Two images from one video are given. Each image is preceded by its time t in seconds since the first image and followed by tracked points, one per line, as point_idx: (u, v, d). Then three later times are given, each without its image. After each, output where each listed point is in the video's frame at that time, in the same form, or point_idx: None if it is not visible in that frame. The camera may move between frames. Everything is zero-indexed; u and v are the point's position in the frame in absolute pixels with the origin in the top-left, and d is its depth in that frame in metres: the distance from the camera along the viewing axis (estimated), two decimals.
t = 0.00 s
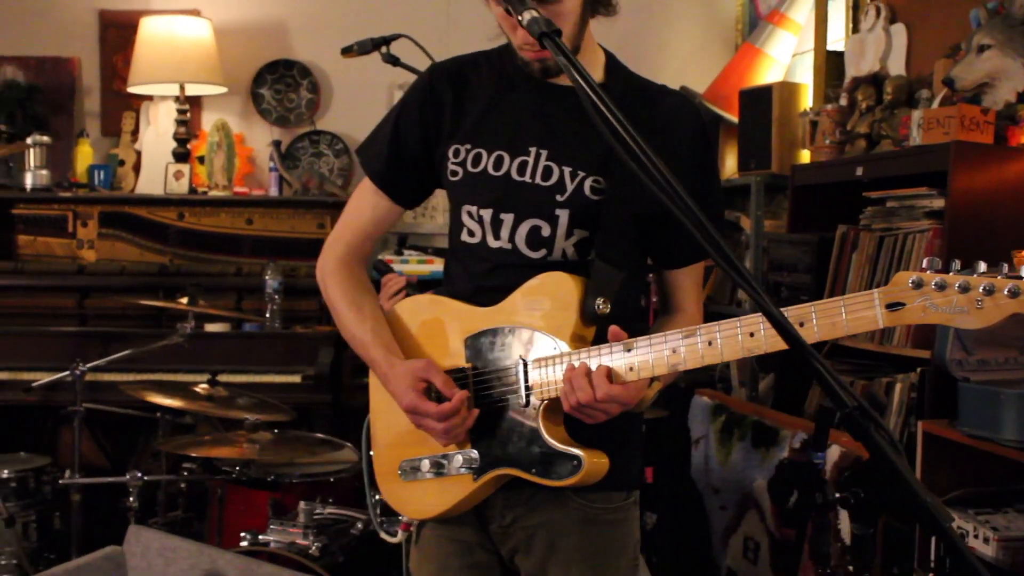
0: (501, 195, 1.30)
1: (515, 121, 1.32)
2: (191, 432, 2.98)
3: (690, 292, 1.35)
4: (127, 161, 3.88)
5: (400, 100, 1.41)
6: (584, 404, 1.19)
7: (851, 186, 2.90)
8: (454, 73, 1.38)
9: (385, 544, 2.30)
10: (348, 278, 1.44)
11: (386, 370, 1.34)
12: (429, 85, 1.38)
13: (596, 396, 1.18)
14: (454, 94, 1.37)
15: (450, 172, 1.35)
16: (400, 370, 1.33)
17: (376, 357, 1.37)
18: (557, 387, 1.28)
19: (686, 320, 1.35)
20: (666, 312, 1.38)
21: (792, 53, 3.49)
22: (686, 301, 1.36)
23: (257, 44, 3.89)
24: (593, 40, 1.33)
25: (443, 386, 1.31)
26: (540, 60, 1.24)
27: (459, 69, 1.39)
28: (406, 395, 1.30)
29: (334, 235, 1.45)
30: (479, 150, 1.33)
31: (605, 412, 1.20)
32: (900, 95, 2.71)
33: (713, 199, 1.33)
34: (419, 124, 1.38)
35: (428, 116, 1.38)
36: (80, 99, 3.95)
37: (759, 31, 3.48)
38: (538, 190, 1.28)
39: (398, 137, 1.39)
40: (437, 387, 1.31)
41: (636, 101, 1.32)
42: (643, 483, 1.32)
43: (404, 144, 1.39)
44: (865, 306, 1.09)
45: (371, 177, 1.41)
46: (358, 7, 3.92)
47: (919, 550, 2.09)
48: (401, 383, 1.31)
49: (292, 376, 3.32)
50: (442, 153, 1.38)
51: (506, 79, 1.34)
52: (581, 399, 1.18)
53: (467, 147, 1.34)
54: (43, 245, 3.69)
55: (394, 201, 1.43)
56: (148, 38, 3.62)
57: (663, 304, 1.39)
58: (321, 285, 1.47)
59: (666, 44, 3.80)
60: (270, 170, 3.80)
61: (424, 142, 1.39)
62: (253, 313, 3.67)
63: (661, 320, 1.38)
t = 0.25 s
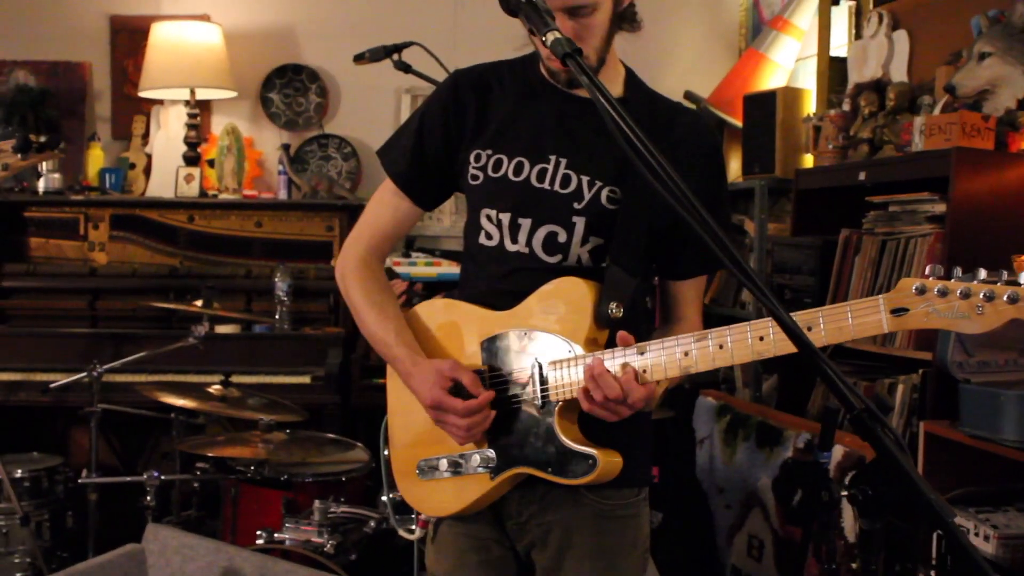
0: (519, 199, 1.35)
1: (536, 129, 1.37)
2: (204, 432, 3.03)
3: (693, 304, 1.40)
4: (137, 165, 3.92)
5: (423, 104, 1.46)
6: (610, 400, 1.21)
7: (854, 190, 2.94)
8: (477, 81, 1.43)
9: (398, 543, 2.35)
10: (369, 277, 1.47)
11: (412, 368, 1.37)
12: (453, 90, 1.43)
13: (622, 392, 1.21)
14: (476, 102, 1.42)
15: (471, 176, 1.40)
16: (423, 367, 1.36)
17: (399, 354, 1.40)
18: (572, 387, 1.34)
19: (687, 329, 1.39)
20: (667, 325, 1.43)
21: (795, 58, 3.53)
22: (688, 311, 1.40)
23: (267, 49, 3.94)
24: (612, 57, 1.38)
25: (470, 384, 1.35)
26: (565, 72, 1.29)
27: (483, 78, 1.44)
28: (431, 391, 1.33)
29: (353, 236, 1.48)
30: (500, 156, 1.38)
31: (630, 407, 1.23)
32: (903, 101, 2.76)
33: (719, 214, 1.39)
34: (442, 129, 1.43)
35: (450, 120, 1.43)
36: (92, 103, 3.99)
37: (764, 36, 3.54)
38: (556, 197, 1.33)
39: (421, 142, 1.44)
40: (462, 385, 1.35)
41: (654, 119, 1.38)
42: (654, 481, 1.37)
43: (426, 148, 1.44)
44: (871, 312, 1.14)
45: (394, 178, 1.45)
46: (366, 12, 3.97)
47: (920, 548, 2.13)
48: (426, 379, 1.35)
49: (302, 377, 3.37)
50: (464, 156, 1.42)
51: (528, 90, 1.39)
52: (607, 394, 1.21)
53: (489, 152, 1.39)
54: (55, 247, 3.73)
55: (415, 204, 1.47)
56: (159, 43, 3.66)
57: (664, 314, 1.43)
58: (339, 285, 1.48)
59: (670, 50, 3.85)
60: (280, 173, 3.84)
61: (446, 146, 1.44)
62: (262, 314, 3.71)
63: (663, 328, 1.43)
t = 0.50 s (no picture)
0: (521, 204, 1.37)
1: (536, 135, 1.39)
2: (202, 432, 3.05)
3: (686, 305, 1.45)
4: (134, 166, 3.94)
5: (423, 105, 1.46)
6: (619, 403, 1.24)
7: (846, 191, 2.98)
8: (477, 86, 1.44)
9: (398, 540, 2.38)
10: (367, 279, 1.48)
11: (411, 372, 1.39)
12: (454, 94, 1.44)
13: (630, 395, 1.23)
14: (477, 107, 1.44)
15: (471, 180, 1.42)
16: (423, 373, 1.38)
17: (400, 358, 1.42)
18: (576, 388, 1.37)
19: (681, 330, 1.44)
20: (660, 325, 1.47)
21: (787, 60, 3.57)
22: (682, 314, 1.45)
23: (262, 51, 3.96)
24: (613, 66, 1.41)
25: (466, 390, 1.37)
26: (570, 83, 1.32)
27: (483, 81, 1.45)
28: (431, 397, 1.35)
29: (352, 238, 1.49)
30: (501, 161, 1.40)
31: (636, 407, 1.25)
32: (893, 103, 2.80)
33: (713, 221, 1.43)
34: (442, 134, 1.44)
35: (451, 124, 1.44)
36: (88, 104, 4.01)
37: (756, 39, 3.57)
38: (558, 202, 1.36)
39: (420, 145, 1.44)
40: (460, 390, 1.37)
41: (653, 126, 1.41)
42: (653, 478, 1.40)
43: (426, 152, 1.45)
44: (874, 317, 1.14)
45: (391, 179, 1.46)
46: (361, 14, 3.99)
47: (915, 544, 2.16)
48: (426, 385, 1.37)
49: (299, 377, 3.39)
50: (464, 161, 1.44)
51: (529, 96, 1.40)
52: (616, 399, 1.23)
53: (490, 157, 1.41)
54: (52, 249, 3.74)
55: (414, 205, 1.48)
56: (155, 45, 3.68)
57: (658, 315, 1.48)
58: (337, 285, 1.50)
59: (662, 51, 3.88)
60: (276, 174, 3.87)
61: (446, 148, 1.45)
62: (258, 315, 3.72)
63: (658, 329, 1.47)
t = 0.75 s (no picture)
0: (526, 212, 1.40)
1: (539, 142, 1.41)
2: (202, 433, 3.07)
3: (689, 306, 1.47)
4: (132, 167, 3.94)
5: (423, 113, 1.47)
6: (628, 410, 1.29)
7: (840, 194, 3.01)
8: (477, 95, 1.46)
9: (397, 541, 2.39)
10: (372, 287, 1.50)
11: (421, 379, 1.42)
12: (454, 102, 1.45)
13: (640, 400, 1.28)
14: (478, 114, 1.45)
15: (475, 189, 1.44)
16: (432, 379, 1.41)
17: (409, 366, 1.45)
18: (586, 392, 1.40)
19: (684, 330, 1.46)
20: (666, 324, 1.49)
21: (781, 62, 3.60)
22: (686, 313, 1.47)
23: (260, 53, 3.98)
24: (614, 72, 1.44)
25: (477, 397, 1.41)
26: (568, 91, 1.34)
27: (484, 90, 1.46)
28: (441, 404, 1.38)
29: (356, 246, 1.51)
30: (503, 169, 1.42)
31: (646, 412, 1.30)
32: (887, 108, 2.83)
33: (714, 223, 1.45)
34: (444, 138, 1.45)
35: (452, 134, 1.46)
36: (86, 106, 4.02)
37: (750, 42, 3.62)
38: (562, 209, 1.38)
39: (423, 153, 1.46)
40: (470, 397, 1.41)
41: (652, 127, 1.42)
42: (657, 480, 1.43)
43: (429, 162, 1.46)
44: (880, 327, 1.17)
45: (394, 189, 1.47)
46: (358, 16, 4.01)
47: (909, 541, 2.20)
48: (436, 391, 1.40)
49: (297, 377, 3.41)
50: (466, 170, 1.46)
51: (529, 105, 1.43)
52: (624, 406, 1.28)
53: (492, 164, 1.43)
54: (51, 250, 3.77)
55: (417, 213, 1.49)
56: (154, 47, 3.69)
57: (662, 313, 1.50)
58: (342, 292, 1.52)
59: (657, 54, 3.91)
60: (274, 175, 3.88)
61: (447, 154, 1.46)
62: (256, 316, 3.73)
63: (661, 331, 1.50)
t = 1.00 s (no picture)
0: (533, 230, 1.42)
1: (544, 159, 1.43)
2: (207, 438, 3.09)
3: (698, 317, 1.49)
4: (134, 172, 3.97)
5: (431, 131, 1.50)
6: (637, 424, 1.30)
7: (841, 201, 3.03)
8: (483, 114, 1.49)
9: (402, 546, 2.42)
10: (384, 303, 1.54)
11: (432, 395, 1.45)
12: (461, 121, 1.48)
13: (649, 415, 1.29)
14: (484, 133, 1.48)
15: (482, 207, 1.46)
16: (444, 395, 1.43)
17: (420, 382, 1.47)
18: (595, 406, 1.42)
19: (693, 341, 1.48)
20: (677, 337, 1.50)
21: (782, 68, 3.61)
22: (694, 325, 1.48)
23: (263, 58, 3.99)
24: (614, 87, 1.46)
25: (489, 413, 1.43)
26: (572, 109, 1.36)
27: (490, 108, 1.49)
28: (454, 419, 1.41)
29: (368, 262, 1.54)
30: (509, 186, 1.44)
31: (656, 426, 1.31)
32: (888, 115, 2.85)
33: (719, 234, 1.46)
34: (450, 155, 1.48)
35: (458, 151, 1.49)
36: (89, 111, 4.04)
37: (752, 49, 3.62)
38: (569, 225, 1.39)
39: (429, 173, 1.49)
40: (482, 413, 1.43)
41: (657, 142, 1.44)
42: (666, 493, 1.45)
43: (434, 178, 1.49)
44: (883, 340, 1.18)
45: (404, 211, 1.51)
46: (360, 21, 4.03)
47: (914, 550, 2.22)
48: (449, 406, 1.42)
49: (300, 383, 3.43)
50: (473, 188, 1.49)
51: (535, 123, 1.45)
52: (633, 419, 1.30)
53: (498, 182, 1.45)
54: (54, 254, 3.74)
55: (425, 231, 1.53)
56: (157, 53, 3.71)
57: (672, 327, 1.51)
58: (354, 308, 1.55)
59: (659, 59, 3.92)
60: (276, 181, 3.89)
61: (453, 176, 1.49)
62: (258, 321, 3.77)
63: (670, 344, 1.50)
